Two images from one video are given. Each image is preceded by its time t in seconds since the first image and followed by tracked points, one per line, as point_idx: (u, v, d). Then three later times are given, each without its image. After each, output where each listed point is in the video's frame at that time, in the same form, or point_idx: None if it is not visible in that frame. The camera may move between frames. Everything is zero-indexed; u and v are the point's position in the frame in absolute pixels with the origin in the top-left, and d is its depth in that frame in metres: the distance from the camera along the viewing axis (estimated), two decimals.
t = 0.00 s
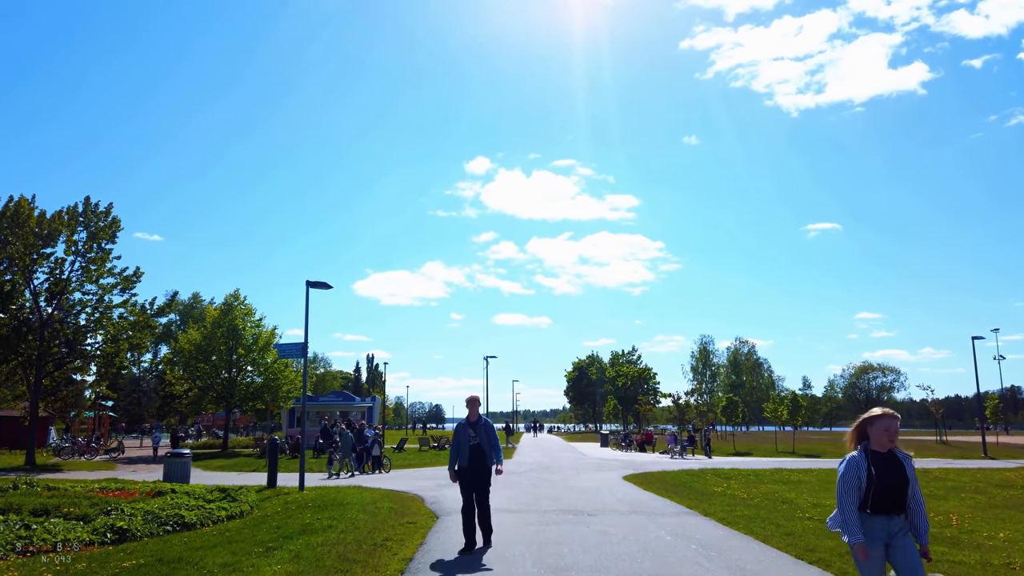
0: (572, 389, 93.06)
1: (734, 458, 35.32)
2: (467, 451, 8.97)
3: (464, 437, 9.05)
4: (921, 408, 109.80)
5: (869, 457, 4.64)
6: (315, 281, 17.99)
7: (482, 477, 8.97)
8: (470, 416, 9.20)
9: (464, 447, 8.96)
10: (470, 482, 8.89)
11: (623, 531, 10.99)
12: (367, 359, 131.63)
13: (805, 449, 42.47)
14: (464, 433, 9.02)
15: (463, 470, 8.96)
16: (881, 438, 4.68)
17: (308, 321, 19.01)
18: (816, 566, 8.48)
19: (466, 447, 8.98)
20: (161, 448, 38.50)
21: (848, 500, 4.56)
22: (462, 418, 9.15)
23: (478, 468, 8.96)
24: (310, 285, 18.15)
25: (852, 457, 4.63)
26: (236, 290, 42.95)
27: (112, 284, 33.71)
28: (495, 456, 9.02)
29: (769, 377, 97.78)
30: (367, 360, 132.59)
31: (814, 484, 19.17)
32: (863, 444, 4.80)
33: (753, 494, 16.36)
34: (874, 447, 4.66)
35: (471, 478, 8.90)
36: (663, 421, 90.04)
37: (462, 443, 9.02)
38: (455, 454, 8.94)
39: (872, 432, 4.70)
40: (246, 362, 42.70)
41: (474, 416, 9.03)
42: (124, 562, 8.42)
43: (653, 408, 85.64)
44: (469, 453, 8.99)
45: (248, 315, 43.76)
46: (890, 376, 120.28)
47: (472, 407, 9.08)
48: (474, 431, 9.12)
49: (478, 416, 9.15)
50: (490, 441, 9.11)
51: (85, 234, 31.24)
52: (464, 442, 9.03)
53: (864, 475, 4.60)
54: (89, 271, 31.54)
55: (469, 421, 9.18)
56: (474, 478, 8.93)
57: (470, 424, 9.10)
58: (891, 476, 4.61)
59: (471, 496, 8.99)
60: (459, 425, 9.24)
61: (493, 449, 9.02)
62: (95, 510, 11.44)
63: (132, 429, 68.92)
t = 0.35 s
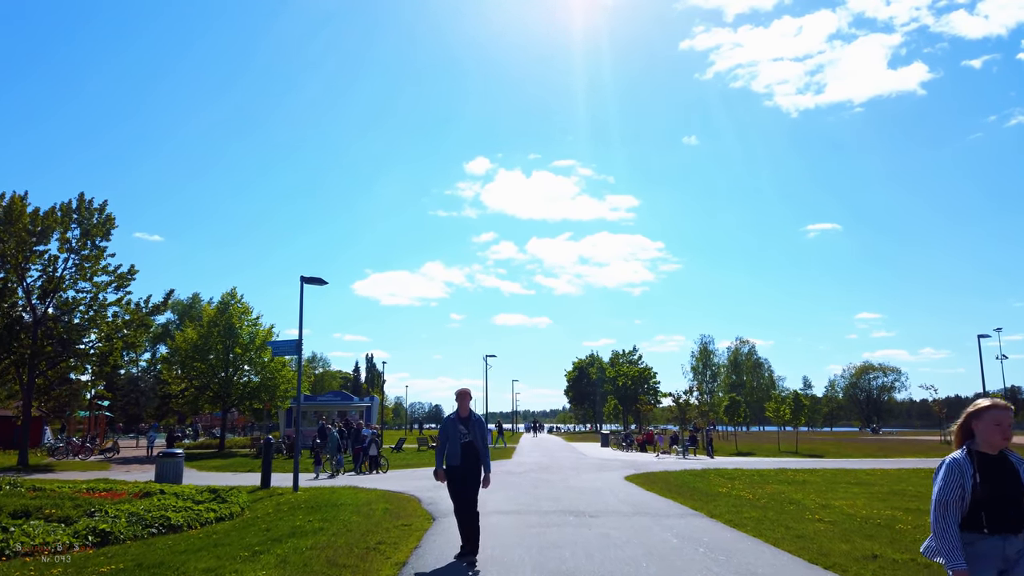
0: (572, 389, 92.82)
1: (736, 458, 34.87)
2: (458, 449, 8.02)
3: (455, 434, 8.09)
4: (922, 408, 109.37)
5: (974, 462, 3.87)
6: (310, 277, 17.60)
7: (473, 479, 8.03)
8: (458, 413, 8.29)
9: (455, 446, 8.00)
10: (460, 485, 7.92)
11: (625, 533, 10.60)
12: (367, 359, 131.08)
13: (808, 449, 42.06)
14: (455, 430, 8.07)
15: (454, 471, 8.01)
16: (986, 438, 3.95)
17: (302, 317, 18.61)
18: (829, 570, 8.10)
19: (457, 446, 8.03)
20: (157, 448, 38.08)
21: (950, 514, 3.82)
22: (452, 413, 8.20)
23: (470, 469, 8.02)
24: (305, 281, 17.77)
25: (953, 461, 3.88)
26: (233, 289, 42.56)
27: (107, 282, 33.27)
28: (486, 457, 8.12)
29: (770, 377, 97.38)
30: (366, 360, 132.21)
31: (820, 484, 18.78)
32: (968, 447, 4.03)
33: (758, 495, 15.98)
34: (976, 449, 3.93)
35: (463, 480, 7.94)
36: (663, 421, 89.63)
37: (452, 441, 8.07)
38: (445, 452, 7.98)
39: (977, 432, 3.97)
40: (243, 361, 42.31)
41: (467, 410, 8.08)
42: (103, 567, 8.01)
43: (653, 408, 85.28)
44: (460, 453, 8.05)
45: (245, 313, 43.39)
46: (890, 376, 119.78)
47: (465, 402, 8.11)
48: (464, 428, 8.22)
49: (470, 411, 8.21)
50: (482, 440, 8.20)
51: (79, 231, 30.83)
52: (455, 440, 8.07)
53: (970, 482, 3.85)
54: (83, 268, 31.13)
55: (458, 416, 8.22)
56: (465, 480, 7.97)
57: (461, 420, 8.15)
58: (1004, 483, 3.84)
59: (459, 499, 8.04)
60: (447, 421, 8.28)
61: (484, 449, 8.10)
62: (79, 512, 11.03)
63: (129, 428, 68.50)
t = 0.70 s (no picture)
0: (567, 389, 92.44)
1: (733, 459, 34.47)
2: (436, 455, 6.39)
3: (433, 436, 6.42)
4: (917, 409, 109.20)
5: None
6: (297, 273, 17.14)
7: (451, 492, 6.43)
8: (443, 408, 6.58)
9: (431, 450, 6.35)
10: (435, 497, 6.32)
11: (622, 538, 10.13)
12: (361, 359, 130.51)
13: (806, 449, 41.68)
14: (434, 430, 6.42)
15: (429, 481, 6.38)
16: None
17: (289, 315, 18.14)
18: None
19: (435, 450, 6.38)
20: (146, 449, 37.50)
21: None
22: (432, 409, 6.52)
23: (449, 479, 6.39)
24: (292, 277, 17.32)
25: None
26: (224, 288, 42.01)
27: (94, 280, 32.71)
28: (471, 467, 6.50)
29: (766, 377, 97.13)
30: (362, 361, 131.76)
31: (820, 486, 18.35)
32: None
33: (758, 497, 15.56)
34: None
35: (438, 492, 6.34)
36: (659, 422, 89.26)
37: (429, 444, 6.40)
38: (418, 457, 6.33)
39: None
40: (235, 361, 41.79)
41: (448, 408, 6.40)
42: None
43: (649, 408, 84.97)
44: (438, 459, 6.40)
45: (237, 312, 42.92)
46: (886, 376, 119.60)
47: (448, 398, 6.46)
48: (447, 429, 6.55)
49: (454, 407, 6.53)
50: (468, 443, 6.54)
51: (65, 228, 30.30)
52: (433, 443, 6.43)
53: None
54: (70, 266, 30.57)
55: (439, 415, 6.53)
56: (442, 493, 6.37)
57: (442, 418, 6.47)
58: None
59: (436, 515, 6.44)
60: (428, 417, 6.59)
61: (467, 455, 6.46)
62: (50, 517, 10.53)
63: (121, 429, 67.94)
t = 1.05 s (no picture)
0: (560, 390, 92.14)
1: (726, 459, 34.16)
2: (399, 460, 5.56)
3: (398, 441, 5.64)
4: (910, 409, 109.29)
5: None
6: (280, 270, 16.68)
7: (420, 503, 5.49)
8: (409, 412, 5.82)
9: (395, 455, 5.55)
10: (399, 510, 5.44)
11: (613, 544, 9.71)
12: (353, 359, 129.80)
13: (800, 450, 41.35)
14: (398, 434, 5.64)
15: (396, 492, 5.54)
16: None
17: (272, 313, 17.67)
18: None
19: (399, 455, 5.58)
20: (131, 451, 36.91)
21: None
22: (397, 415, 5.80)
23: (417, 488, 5.52)
24: (275, 273, 16.85)
25: None
26: (211, 287, 41.45)
27: (78, 278, 32.11)
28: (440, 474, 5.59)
29: (758, 377, 97.01)
30: (354, 361, 131.23)
31: (815, 488, 18.01)
32: None
33: (753, 500, 15.16)
34: None
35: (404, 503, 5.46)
36: (652, 422, 88.99)
37: (394, 451, 5.63)
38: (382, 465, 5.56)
39: None
40: (223, 361, 41.26)
41: (411, 407, 5.65)
42: None
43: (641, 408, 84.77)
44: (404, 466, 5.58)
45: (225, 312, 42.38)
46: (878, 376, 119.69)
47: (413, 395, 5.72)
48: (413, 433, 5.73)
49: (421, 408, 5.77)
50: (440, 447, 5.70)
51: (48, 225, 29.70)
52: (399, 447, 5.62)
53: None
54: (52, 264, 30.00)
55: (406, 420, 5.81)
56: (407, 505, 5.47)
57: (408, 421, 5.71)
58: None
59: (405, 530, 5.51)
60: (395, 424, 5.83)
61: (438, 459, 5.60)
62: (14, 522, 10.06)
63: (109, 431, 67.20)
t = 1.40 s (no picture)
0: (551, 390, 91.83)
1: (717, 459, 33.82)
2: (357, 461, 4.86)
3: (355, 439, 4.98)
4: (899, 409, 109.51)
5: None
6: (260, 265, 16.24)
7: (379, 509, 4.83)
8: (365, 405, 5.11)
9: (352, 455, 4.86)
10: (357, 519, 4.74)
11: (602, 549, 9.30)
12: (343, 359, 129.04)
13: (791, 449, 41.15)
14: (354, 431, 4.95)
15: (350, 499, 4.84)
16: None
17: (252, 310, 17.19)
18: None
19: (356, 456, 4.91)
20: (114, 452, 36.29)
21: None
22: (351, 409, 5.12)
23: (377, 492, 4.83)
24: (255, 269, 16.47)
25: None
26: (196, 285, 40.84)
27: (58, 275, 31.44)
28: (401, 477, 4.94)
29: (749, 377, 96.95)
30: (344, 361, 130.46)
31: (808, 488, 17.69)
32: None
33: (745, 501, 14.81)
34: None
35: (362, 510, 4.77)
36: (642, 422, 88.68)
37: (349, 451, 4.92)
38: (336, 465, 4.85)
39: None
40: (208, 361, 40.69)
41: (370, 399, 4.98)
42: None
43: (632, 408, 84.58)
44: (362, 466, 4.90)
45: (210, 310, 41.80)
46: (868, 376, 120.01)
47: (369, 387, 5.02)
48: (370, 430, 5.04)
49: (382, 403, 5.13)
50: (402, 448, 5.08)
51: (26, 220, 29.02)
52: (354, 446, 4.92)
53: None
54: (31, 260, 29.34)
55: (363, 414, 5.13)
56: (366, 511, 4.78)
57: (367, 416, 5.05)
58: None
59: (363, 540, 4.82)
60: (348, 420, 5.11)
61: (401, 462, 4.94)
62: None
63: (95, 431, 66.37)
